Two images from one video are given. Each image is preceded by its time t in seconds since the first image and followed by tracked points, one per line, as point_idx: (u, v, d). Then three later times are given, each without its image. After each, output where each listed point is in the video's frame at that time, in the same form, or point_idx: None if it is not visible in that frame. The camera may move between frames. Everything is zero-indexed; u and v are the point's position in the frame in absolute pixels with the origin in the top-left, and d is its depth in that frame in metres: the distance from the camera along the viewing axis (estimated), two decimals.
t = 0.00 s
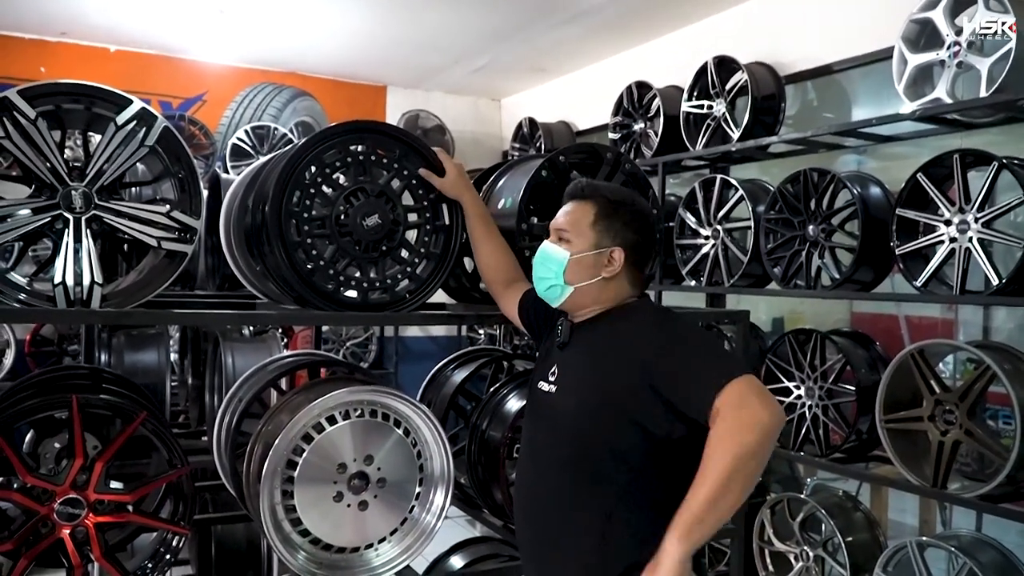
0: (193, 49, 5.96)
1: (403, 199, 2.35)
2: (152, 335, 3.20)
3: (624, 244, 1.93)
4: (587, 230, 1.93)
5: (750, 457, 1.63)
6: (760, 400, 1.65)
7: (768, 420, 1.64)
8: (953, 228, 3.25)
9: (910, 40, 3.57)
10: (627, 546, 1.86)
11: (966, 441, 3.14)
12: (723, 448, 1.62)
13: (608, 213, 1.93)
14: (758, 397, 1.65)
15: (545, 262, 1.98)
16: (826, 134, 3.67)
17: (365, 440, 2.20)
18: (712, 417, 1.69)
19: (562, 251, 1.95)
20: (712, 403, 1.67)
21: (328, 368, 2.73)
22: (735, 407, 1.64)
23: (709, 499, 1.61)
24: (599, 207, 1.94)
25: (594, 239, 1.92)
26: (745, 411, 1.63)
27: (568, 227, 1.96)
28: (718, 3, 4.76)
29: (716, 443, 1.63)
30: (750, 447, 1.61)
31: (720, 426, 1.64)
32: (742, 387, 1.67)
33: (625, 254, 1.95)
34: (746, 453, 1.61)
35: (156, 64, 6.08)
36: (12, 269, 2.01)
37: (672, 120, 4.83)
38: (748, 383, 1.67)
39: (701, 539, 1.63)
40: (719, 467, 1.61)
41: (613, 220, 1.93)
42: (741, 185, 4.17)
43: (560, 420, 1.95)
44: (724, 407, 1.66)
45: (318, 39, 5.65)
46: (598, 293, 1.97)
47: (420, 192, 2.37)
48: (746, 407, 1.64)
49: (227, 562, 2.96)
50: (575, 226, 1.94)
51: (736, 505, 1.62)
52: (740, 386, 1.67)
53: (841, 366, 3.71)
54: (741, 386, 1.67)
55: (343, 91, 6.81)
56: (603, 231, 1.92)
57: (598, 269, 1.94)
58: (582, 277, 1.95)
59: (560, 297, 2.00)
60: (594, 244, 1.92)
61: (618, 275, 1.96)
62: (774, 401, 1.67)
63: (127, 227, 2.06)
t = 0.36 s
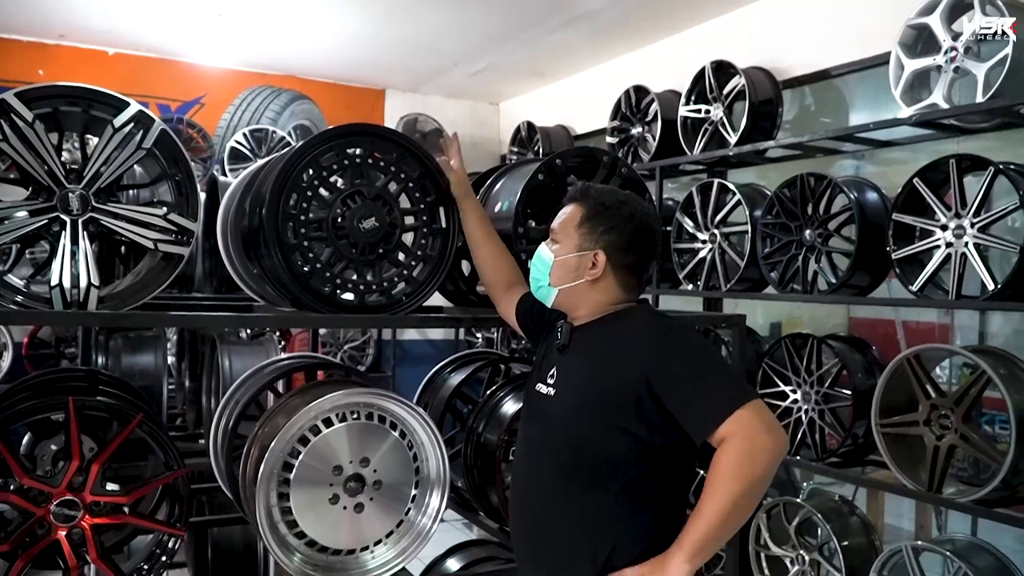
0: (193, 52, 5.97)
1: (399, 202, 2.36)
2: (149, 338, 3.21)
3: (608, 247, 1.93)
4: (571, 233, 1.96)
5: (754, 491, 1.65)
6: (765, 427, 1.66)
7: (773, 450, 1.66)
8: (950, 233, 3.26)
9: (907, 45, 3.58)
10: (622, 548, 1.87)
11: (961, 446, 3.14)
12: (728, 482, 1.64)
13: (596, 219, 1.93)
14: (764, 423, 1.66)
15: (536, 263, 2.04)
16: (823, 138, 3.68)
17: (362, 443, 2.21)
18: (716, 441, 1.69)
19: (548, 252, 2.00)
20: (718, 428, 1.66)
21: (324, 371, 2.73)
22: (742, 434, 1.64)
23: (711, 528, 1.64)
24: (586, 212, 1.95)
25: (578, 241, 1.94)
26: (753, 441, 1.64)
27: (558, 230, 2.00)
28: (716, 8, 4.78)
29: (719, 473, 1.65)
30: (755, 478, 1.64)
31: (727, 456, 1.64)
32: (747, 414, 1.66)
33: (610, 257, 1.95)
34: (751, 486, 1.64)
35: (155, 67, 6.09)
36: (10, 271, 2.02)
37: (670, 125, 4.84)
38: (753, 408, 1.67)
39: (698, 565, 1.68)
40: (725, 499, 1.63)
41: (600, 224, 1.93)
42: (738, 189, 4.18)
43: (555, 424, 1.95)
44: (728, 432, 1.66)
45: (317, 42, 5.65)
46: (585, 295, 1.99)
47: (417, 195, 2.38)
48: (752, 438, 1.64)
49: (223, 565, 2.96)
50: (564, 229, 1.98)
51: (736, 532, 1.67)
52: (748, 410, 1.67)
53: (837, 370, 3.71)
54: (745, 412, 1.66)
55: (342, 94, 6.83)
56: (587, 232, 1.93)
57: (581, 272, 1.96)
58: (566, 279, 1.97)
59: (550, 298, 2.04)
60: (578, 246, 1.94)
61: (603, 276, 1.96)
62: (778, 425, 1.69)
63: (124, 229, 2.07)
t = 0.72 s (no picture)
0: (188, 55, 5.97)
1: (395, 205, 2.36)
2: (145, 341, 3.20)
3: (591, 250, 1.93)
4: (554, 240, 1.97)
5: (752, 497, 1.65)
6: (761, 433, 1.67)
7: (768, 455, 1.66)
8: (944, 235, 3.27)
9: (901, 48, 3.59)
10: (620, 551, 1.86)
11: (956, 447, 3.15)
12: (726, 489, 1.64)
13: (577, 225, 1.93)
14: (760, 428, 1.67)
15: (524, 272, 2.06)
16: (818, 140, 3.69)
17: (358, 445, 2.20)
18: (712, 447, 1.70)
19: (534, 261, 2.01)
20: (715, 434, 1.67)
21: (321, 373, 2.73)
22: (739, 440, 1.65)
23: (710, 538, 1.64)
24: (568, 218, 1.95)
25: (562, 248, 1.95)
26: (748, 447, 1.65)
27: (543, 238, 2.01)
28: (711, 11, 4.79)
29: (718, 480, 1.65)
30: (752, 484, 1.64)
31: (724, 463, 1.65)
32: (743, 419, 1.67)
33: (595, 260, 1.94)
34: (747, 492, 1.64)
35: (151, 69, 6.08)
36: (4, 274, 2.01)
37: (665, 127, 4.85)
38: (749, 413, 1.68)
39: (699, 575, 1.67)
40: (724, 506, 1.64)
41: (584, 230, 1.93)
42: (733, 191, 4.19)
43: (553, 427, 1.95)
44: (724, 438, 1.67)
45: (313, 45, 5.65)
46: (575, 300, 2.00)
47: (413, 198, 2.38)
48: (749, 444, 1.65)
49: (219, 567, 2.96)
50: (547, 237, 1.99)
51: (734, 540, 1.67)
52: (743, 416, 1.67)
53: (832, 372, 3.72)
54: (741, 418, 1.67)
55: (338, 97, 6.83)
56: (571, 238, 1.93)
57: (569, 278, 1.96)
58: (555, 286, 1.98)
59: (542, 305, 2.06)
60: (562, 253, 1.95)
61: (590, 280, 1.96)
62: (774, 431, 1.69)
63: (119, 232, 2.06)
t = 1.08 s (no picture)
0: (186, 56, 5.97)
1: (393, 207, 2.36)
2: (142, 342, 3.20)
3: (587, 254, 1.93)
4: (549, 243, 1.97)
5: (747, 501, 1.66)
6: (755, 435, 1.68)
7: (763, 458, 1.67)
8: (941, 237, 3.28)
9: (898, 51, 3.61)
10: (616, 553, 1.87)
11: (952, 450, 3.17)
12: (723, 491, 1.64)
13: (573, 228, 1.94)
14: (754, 431, 1.68)
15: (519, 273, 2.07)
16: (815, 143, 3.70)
17: (355, 447, 2.20)
18: (707, 450, 1.70)
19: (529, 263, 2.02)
20: (710, 437, 1.68)
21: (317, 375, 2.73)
22: (734, 443, 1.66)
23: (706, 541, 1.65)
24: (563, 221, 1.95)
25: (558, 252, 1.95)
26: (744, 450, 1.65)
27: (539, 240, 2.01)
28: (709, 13, 4.80)
29: (713, 484, 1.66)
30: (747, 487, 1.65)
31: (720, 465, 1.66)
32: (738, 422, 1.68)
33: (590, 264, 1.95)
34: (742, 495, 1.65)
35: (149, 70, 6.08)
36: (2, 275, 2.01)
37: (662, 129, 4.86)
38: (744, 416, 1.69)
39: None
40: (720, 509, 1.64)
41: (579, 233, 1.93)
42: (730, 194, 4.20)
43: (550, 429, 1.96)
44: (720, 441, 1.67)
45: (312, 47, 5.66)
46: (569, 303, 2.01)
47: (411, 200, 2.38)
48: (745, 447, 1.66)
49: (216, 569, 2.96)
50: (543, 239, 1.99)
51: (730, 543, 1.67)
52: (738, 419, 1.68)
53: (829, 374, 3.73)
54: (736, 421, 1.68)
55: (336, 98, 6.83)
56: (566, 242, 1.94)
57: (564, 281, 1.97)
58: (550, 289, 1.99)
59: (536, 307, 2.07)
60: (557, 256, 1.95)
61: (585, 284, 1.97)
62: (768, 433, 1.70)
63: (117, 234, 2.06)
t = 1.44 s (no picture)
0: (185, 58, 5.97)
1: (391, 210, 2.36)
2: (139, 344, 3.19)
3: (583, 255, 1.93)
4: (548, 246, 1.98)
5: (741, 505, 1.66)
6: (750, 439, 1.68)
7: (757, 463, 1.67)
8: (938, 242, 3.28)
9: (895, 55, 3.62)
10: (612, 557, 1.86)
11: (950, 454, 3.16)
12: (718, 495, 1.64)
13: (569, 229, 1.94)
14: (748, 435, 1.68)
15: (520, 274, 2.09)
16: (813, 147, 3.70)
17: (352, 450, 2.20)
18: (702, 454, 1.70)
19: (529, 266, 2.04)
20: (705, 441, 1.68)
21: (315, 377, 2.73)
22: (728, 448, 1.66)
23: (700, 545, 1.65)
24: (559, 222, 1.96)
25: (554, 253, 1.96)
26: (738, 455, 1.65)
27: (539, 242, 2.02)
28: (707, 17, 4.81)
29: (707, 488, 1.65)
30: (741, 491, 1.65)
31: (714, 469, 1.66)
32: (733, 426, 1.68)
33: (586, 265, 1.94)
34: (736, 500, 1.65)
35: (148, 72, 6.08)
36: None
37: (661, 133, 4.87)
38: (739, 420, 1.69)
39: None
40: (715, 513, 1.64)
41: (574, 234, 1.93)
42: (728, 198, 4.21)
43: (547, 433, 1.95)
44: (714, 445, 1.67)
45: (311, 49, 5.66)
46: (566, 304, 2.01)
47: (409, 203, 2.38)
48: (739, 452, 1.66)
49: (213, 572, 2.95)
50: (542, 242, 2.00)
51: (724, 547, 1.67)
52: (733, 423, 1.68)
53: (826, 378, 3.73)
54: (731, 425, 1.68)
55: (335, 101, 6.83)
56: (563, 243, 1.94)
57: (559, 283, 1.98)
58: (547, 290, 2.00)
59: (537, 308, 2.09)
60: (553, 257, 1.96)
61: (581, 284, 1.97)
62: (762, 436, 1.70)
63: (115, 235, 2.06)
